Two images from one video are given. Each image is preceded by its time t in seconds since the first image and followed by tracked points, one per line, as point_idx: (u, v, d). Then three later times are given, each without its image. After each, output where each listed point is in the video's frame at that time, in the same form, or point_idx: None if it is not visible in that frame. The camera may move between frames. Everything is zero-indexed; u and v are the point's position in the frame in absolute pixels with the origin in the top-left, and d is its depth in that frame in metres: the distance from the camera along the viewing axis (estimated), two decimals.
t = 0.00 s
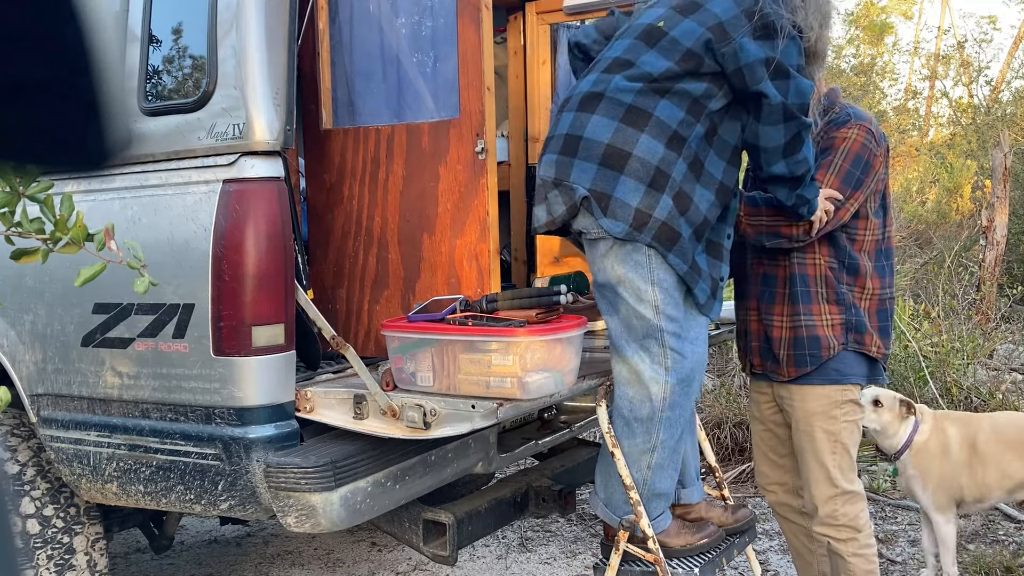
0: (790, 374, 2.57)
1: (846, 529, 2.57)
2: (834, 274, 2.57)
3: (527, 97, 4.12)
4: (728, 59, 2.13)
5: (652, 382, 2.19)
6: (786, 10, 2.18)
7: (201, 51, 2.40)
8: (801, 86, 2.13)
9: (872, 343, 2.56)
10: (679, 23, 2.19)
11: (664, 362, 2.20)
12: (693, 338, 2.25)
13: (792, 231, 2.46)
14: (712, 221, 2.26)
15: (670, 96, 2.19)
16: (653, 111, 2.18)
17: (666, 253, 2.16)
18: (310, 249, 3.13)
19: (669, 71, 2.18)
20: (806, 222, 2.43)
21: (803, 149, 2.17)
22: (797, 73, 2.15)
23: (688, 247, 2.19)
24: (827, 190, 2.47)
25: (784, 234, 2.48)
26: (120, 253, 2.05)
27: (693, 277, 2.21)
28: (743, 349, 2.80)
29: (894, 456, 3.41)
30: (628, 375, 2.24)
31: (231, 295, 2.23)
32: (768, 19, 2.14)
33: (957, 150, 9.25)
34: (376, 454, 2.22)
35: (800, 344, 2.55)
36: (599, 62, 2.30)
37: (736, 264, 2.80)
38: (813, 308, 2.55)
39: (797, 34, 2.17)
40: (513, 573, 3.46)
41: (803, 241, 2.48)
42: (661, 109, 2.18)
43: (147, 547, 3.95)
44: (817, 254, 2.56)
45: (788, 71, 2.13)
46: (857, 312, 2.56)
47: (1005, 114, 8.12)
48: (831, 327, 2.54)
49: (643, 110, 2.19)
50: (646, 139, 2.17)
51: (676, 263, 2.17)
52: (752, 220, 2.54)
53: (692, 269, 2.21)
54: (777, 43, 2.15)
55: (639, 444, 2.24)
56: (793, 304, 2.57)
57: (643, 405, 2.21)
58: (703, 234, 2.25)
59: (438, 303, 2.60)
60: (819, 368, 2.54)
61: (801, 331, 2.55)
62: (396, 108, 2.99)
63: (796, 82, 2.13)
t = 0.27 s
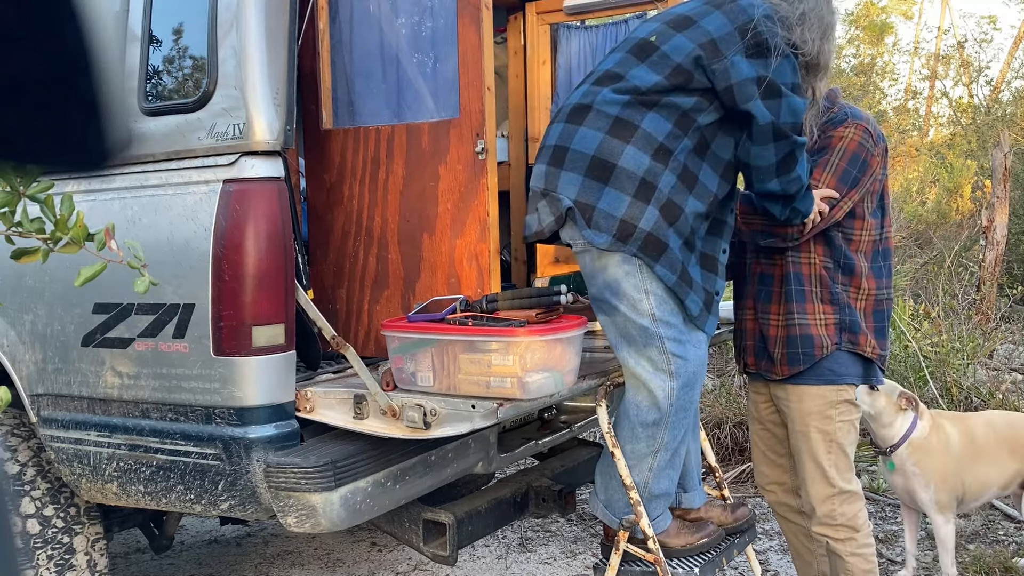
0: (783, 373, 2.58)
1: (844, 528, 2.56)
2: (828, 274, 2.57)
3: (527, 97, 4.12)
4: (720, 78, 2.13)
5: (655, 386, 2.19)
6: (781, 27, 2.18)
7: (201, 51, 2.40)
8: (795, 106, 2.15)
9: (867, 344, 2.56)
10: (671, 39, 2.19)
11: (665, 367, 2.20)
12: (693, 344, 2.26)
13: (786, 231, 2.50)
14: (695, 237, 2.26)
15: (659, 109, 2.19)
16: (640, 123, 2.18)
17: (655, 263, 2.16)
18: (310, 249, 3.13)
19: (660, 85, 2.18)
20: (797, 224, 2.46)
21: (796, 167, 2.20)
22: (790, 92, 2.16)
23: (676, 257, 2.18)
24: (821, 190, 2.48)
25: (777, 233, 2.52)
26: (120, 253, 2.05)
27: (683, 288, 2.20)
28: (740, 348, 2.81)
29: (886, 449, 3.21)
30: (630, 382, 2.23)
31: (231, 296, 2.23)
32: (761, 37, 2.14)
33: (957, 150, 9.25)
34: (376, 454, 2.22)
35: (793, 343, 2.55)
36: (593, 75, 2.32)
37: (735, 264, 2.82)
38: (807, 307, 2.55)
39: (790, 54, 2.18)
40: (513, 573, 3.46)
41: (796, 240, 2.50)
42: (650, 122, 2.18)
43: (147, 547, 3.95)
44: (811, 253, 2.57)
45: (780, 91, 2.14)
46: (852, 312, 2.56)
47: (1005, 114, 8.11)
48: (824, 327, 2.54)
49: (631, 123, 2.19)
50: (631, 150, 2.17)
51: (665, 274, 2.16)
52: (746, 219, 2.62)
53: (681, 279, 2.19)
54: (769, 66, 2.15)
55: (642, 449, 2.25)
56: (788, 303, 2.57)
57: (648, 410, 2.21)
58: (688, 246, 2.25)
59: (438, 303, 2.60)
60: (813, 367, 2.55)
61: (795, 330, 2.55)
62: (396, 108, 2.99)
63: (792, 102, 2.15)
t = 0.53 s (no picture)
0: (780, 372, 2.59)
1: (843, 528, 2.57)
2: (827, 274, 2.57)
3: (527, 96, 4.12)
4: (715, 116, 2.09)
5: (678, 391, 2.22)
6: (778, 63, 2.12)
7: (201, 51, 2.40)
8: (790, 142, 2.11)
9: (865, 344, 2.56)
10: (663, 76, 2.14)
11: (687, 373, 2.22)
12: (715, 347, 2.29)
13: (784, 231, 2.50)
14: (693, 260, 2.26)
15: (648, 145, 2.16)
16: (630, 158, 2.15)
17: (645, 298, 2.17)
18: (310, 249, 3.13)
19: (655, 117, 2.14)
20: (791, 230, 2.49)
21: (792, 202, 2.21)
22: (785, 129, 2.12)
23: (667, 287, 2.18)
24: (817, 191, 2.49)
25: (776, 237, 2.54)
26: (120, 253, 2.05)
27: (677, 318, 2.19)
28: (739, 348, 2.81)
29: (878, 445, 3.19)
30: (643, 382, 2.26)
31: (231, 296, 2.23)
32: (757, 75, 2.09)
33: (956, 150, 9.26)
34: (376, 454, 2.22)
35: (790, 342, 2.56)
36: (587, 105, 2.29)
37: (735, 264, 2.83)
38: (804, 306, 2.56)
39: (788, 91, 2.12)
40: (513, 573, 3.46)
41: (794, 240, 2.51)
42: (637, 158, 2.15)
43: (148, 547, 3.95)
44: (810, 254, 2.56)
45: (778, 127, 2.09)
46: (850, 312, 2.56)
47: (1005, 114, 8.11)
48: (822, 327, 2.54)
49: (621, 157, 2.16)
50: (616, 185, 2.16)
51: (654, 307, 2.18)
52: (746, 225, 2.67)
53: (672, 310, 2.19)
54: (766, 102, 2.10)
55: (656, 442, 2.27)
56: (785, 302, 2.58)
57: (669, 410, 2.23)
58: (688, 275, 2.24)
59: (438, 302, 2.61)
60: (810, 367, 2.55)
61: (792, 330, 2.56)
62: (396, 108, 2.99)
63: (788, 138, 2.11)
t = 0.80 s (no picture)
0: (779, 373, 2.60)
1: (843, 529, 2.57)
2: (826, 275, 2.58)
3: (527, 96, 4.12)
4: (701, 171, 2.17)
5: (710, 391, 2.31)
6: (762, 124, 2.17)
7: (201, 51, 2.40)
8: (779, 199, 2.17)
9: (864, 344, 2.57)
10: (644, 145, 2.24)
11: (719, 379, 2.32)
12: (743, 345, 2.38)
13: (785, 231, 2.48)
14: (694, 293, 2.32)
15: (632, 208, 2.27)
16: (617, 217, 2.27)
17: (635, 346, 2.28)
18: (310, 249, 3.13)
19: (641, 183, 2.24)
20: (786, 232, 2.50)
21: (793, 252, 2.25)
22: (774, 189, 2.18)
23: (659, 331, 2.26)
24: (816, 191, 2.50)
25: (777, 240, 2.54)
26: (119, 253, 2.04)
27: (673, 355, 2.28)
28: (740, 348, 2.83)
29: (884, 445, 3.17)
30: (669, 383, 2.35)
31: (231, 295, 2.23)
32: (739, 141, 2.15)
33: (956, 150, 9.26)
34: (376, 454, 2.22)
35: (789, 343, 2.57)
36: (571, 166, 2.40)
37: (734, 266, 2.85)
38: (803, 307, 2.56)
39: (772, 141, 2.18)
40: (513, 573, 3.46)
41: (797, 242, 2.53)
42: (618, 221, 2.27)
43: (147, 547, 3.95)
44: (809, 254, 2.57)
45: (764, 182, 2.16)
46: (849, 312, 2.56)
47: (1005, 114, 8.11)
48: (821, 327, 2.55)
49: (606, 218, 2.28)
50: (598, 249, 2.27)
51: (645, 352, 2.28)
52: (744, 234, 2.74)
53: (669, 348, 2.27)
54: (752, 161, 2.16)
55: (682, 432, 2.32)
56: (784, 303, 2.59)
57: (701, 405, 2.30)
58: (686, 308, 2.30)
59: (438, 303, 2.59)
60: (808, 367, 2.56)
61: (791, 330, 2.57)
62: (396, 108, 2.99)
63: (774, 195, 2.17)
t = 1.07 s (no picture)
0: (774, 374, 2.63)
1: (842, 529, 2.58)
2: (823, 276, 2.58)
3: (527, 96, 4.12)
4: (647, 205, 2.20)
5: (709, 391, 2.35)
6: (702, 163, 2.17)
7: (201, 51, 2.40)
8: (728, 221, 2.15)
9: (861, 346, 2.57)
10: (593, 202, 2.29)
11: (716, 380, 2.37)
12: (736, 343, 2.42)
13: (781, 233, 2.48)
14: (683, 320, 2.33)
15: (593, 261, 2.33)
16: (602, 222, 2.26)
17: (626, 381, 2.34)
18: (310, 249, 3.13)
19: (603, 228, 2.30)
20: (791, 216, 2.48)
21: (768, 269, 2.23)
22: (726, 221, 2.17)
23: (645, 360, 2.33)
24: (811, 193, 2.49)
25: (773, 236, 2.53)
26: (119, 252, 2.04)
27: (665, 376, 2.34)
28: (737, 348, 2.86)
29: (900, 444, 3.23)
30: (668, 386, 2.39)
31: (231, 295, 2.23)
32: (681, 186, 2.15)
33: (957, 150, 9.26)
34: (376, 454, 2.22)
35: (784, 345, 2.59)
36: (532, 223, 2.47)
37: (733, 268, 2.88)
38: (800, 309, 2.57)
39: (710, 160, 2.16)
40: (513, 573, 3.46)
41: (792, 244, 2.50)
42: (579, 272, 2.34)
43: (147, 547, 3.95)
44: (805, 257, 2.58)
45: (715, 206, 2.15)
46: (846, 314, 2.57)
47: (1005, 114, 8.10)
48: (817, 329, 2.56)
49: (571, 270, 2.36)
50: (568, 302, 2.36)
51: (638, 384, 2.34)
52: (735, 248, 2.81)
53: (659, 369, 2.33)
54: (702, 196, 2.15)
55: (682, 431, 2.35)
56: (780, 304, 2.60)
57: (700, 404, 2.33)
58: (664, 328, 2.35)
59: (437, 303, 2.54)
60: (804, 368, 2.58)
61: (787, 332, 2.58)
62: (396, 108, 2.99)
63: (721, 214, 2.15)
